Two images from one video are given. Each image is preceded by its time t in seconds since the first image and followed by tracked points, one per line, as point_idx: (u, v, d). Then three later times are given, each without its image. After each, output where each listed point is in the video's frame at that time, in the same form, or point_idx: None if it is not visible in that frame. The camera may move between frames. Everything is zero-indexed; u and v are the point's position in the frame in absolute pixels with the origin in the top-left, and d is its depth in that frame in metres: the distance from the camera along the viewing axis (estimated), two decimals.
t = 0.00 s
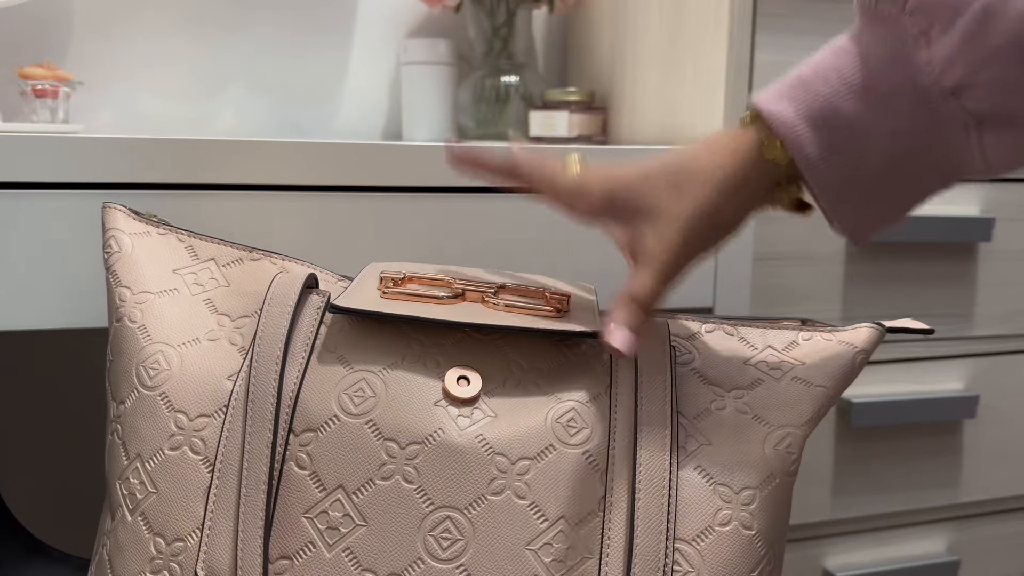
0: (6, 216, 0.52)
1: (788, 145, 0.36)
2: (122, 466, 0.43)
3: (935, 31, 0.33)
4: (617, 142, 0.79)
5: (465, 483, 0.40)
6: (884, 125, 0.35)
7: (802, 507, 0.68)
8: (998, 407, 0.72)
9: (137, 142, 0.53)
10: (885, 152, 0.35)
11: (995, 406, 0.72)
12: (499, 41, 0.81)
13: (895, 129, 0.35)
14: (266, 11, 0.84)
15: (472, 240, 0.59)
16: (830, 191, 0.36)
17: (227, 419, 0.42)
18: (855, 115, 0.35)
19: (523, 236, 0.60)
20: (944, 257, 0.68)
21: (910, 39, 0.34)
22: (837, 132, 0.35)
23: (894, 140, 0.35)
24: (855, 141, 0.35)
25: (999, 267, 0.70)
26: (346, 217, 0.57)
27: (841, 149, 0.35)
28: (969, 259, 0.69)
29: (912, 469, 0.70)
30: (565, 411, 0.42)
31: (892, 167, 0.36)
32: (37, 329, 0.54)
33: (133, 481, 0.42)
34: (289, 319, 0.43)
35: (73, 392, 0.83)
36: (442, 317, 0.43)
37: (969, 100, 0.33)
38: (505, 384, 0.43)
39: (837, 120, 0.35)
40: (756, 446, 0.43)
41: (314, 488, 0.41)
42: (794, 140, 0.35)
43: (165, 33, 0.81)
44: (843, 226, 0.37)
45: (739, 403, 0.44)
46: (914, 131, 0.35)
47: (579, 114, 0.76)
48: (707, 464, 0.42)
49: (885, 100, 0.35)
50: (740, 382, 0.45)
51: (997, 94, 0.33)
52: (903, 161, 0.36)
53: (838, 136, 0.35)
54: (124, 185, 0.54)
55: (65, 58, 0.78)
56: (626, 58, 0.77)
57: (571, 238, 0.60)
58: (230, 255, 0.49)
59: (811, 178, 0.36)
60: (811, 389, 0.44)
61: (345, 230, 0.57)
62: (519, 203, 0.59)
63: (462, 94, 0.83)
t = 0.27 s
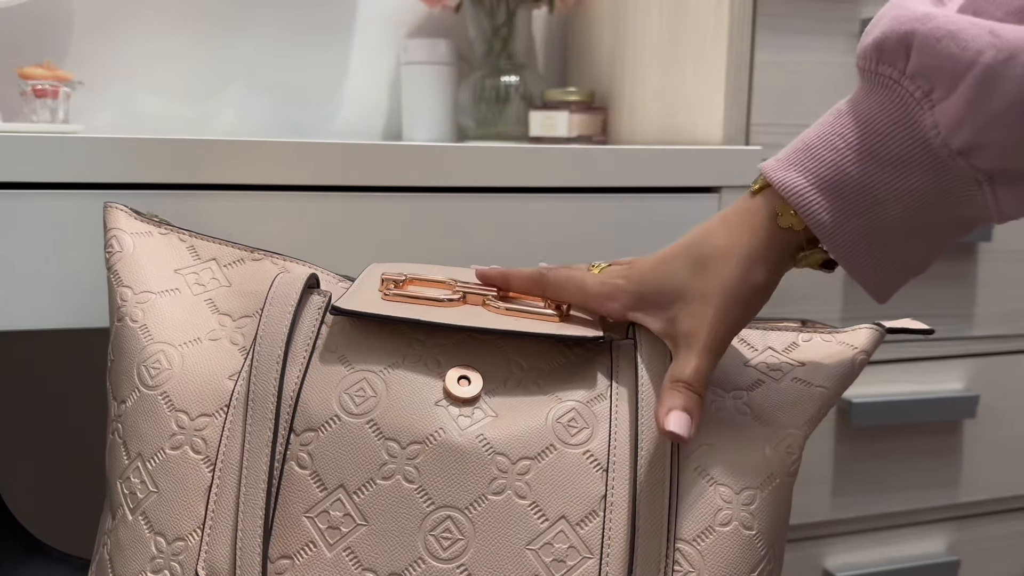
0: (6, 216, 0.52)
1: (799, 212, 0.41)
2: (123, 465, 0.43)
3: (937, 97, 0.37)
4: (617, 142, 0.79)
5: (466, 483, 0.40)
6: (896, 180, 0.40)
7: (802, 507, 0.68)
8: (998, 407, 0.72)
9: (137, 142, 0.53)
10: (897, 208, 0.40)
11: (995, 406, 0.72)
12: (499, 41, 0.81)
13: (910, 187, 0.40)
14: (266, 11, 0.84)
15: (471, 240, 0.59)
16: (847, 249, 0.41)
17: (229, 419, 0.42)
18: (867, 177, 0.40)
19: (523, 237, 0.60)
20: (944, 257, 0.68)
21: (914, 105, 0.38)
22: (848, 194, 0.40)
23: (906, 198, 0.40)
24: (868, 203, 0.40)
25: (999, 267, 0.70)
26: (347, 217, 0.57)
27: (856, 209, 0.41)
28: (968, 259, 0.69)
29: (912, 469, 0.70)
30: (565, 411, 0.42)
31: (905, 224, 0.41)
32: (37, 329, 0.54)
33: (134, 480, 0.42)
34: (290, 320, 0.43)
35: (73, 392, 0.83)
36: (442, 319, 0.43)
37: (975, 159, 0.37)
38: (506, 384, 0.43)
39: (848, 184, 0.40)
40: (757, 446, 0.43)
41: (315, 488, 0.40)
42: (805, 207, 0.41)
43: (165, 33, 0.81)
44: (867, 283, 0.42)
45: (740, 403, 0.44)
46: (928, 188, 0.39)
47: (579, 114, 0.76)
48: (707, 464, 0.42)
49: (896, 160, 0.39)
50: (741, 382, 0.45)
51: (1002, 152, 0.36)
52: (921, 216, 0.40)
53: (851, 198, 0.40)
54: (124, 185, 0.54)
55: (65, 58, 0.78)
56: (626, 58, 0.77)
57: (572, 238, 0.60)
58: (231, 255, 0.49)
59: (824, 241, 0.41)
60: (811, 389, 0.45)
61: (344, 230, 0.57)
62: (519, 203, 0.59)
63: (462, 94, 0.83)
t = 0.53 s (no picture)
0: (6, 216, 0.52)
1: (795, 212, 0.41)
2: (124, 465, 0.43)
3: (933, 97, 0.37)
4: (617, 142, 0.79)
5: (467, 482, 0.40)
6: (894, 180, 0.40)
7: (802, 507, 0.68)
8: (998, 406, 0.72)
9: (137, 142, 0.53)
10: (892, 209, 0.40)
11: (995, 405, 0.72)
12: (499, 41, 0.81)
13: (906, 188, 0.40)
14: (266, 11, 0.84)
15: (471, 240, 0.59)
16: (844, 251, 0.41)
17: (230, 419, 0.42)
18: (863, 178, 0.40)
19: (523, 237, 0.60)
20: (943, 257, 0.69)
21: (909, 106, 0.38)
22: (844, 194, 0.40)
23: (902, 200, 0.40)
24: (863, 204, 0.40)
25: (999, 267, 0.70)
26: (347, 217, 0.57)
27: (851, 210, 0.41)
28: (968, 259, 0.69)
29: (912, 469, 0.70)
30: (566, 411, 0.42)
31: (901, 225, 0.41)
32: (37, 329, 0.54)
33: (135, 480, 0.42)
34: (291, 319, 0.43)
35: (72, 392, 0.83)
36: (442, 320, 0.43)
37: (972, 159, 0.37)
38: (506, 385, 0.43)
39: (845, 185, 0.40)
40: (757, 446, 0.43)
41: (316, 488, 0.41)
42: (801, 208, 0.41)
43: (165, 33, 0.81)
44: (862, 284, 0.42)
45: (740, 404, 0.44)
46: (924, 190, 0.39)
47: (579, 114, 0.76)
48: (708, 464, 0.42)
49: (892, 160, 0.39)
50: (741, 382, 0.45)
51: (998, 153, 0.36)
52: (917, 218, 0.40)
53: (846, 199, 0.40)
54: (124, 184, 0.54)
55: (65, 58, 0.78)
56: (626, 59, 0.77)
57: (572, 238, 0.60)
58: (232, 255, 0.49)
59: (821, 243, 0.41)
60: (811, 390, 0.45)
61: (344, 230, 0.57)
62: (519, 203, 0.59)
63: (462, 94, 0.83)
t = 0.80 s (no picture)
0: (6, 216, 0.52)
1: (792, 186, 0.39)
2: (122, 466, 0.43)
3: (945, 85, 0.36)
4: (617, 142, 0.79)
5: (465, 483, 0.40)
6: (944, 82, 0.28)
7: (802, 507, 0.68)
8: (999, 407, 0.72)
9: (136, 142, 0.53)
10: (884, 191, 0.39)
11: (996, 405, 0.72)
12: (499, 41, 0.81)
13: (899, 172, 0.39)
14: (266, 11, 0.84)
15: (470, 240, 0.59)
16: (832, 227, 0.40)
17: (227, 420, 0.42)
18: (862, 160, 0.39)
19: (522, 236, 0.60)
20: (944, 258, 0.68)
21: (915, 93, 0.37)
22: (822, 120, 0.30)
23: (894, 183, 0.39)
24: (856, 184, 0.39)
25: (999, 267, 0.70)
26: (345, 217, 0.57)
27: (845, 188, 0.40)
28: (969, 259, 0.69)
29: (912, 469, 0.70)
30: (565, 412, 0.42)
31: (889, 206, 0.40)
32: (37, 329, 0.54)
33: (133, 481, 0.42)
34: (289, 320, 0.43)
35: (72, 392, 0.83)
36: (441, 320, 0.43)
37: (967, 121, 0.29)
38: (505, 385, 0.43)
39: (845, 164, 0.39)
40: (756, 447, 0.43)
41: (314, 489, 0.40)
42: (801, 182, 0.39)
43: (165, 33, 0.81)
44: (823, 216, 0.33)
45: (740, 404, 0.44)
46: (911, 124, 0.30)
47: (579, 114, 0.76)
48: (707, 464, 0.42)
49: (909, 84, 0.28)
50: (741, 382, 0.44)
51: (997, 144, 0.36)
52: (914, 148, 0.30)
53: (824, 126, 0.30)
54: (124, 185, 0.54)
55: (65, 58, 0.78)
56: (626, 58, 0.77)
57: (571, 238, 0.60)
58: (230, 255, 0.49)
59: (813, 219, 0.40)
60: (811, 390, 0.44)
61: (343, 230, 0.57)
62: (518, 203, 0.59)
63: (462, 94, 0.83)
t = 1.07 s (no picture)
0: (6, 216, 0.52)
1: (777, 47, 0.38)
2: (122, 465, 0.43)
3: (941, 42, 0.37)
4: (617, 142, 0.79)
5: (466, 483, 0.40)
6: (910, 14, 0.21)
7: (802, 507, 0.68)
8: (998, 406, 0.72)
9: (137, 141, 0.53)
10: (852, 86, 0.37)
11: (996, 405, 0.72)
12: (500, 41, 0.81)
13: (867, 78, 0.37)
14: (266, 11, 0.84)
15: (471, 240, 0.59)
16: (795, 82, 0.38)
17: (228, 419, 0.42)
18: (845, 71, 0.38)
19: (523, 236, 0.60)
20: (944, 257, 0.69)
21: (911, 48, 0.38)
22: None
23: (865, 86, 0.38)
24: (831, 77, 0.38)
25: (999, 267, 0.70)
26: (345, 217, 0.57)
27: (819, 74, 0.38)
28: (969, 259, 0.69)
29: (911, 469, 0.70)
30: (565, 412, 0.42)
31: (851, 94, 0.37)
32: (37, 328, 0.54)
33: (133, 480, 0.42)
34: (289, 319, 0.43)
35: (72, 392, 0.83)
36: (442, 319, 0.43)
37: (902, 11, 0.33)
38: (506, 384, 0.43)
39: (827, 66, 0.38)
40: (756, 446, 0.43)
41: (314, 488, 0.40)
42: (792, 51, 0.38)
43: (165, 33, 0.81)
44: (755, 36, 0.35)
45: (740, 403, 0.44)
46: None
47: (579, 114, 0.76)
48: (707, 463, 0.42)
49: None
50: (740, 382, 0.45)
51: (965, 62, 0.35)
52: None
53: None
54: (125, 185, 0.54)
55: (66, 58, 0.78)
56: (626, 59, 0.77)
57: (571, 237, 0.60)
58: (230, 255, 0.49)
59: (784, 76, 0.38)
60: (812, 389, 0.45)
61: (343, 230, 0.57)
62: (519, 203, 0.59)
63: (462, 94, 0.83)
